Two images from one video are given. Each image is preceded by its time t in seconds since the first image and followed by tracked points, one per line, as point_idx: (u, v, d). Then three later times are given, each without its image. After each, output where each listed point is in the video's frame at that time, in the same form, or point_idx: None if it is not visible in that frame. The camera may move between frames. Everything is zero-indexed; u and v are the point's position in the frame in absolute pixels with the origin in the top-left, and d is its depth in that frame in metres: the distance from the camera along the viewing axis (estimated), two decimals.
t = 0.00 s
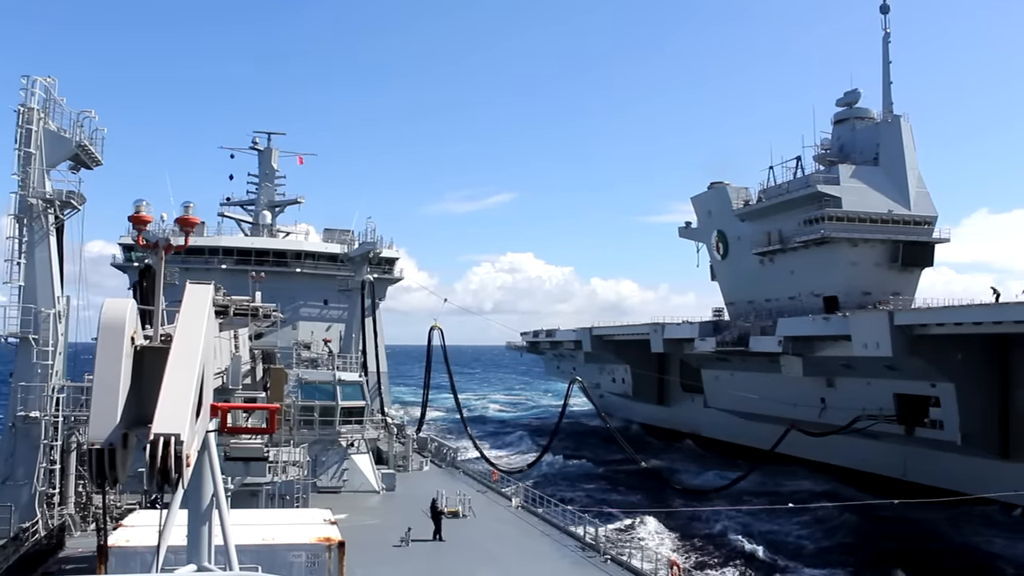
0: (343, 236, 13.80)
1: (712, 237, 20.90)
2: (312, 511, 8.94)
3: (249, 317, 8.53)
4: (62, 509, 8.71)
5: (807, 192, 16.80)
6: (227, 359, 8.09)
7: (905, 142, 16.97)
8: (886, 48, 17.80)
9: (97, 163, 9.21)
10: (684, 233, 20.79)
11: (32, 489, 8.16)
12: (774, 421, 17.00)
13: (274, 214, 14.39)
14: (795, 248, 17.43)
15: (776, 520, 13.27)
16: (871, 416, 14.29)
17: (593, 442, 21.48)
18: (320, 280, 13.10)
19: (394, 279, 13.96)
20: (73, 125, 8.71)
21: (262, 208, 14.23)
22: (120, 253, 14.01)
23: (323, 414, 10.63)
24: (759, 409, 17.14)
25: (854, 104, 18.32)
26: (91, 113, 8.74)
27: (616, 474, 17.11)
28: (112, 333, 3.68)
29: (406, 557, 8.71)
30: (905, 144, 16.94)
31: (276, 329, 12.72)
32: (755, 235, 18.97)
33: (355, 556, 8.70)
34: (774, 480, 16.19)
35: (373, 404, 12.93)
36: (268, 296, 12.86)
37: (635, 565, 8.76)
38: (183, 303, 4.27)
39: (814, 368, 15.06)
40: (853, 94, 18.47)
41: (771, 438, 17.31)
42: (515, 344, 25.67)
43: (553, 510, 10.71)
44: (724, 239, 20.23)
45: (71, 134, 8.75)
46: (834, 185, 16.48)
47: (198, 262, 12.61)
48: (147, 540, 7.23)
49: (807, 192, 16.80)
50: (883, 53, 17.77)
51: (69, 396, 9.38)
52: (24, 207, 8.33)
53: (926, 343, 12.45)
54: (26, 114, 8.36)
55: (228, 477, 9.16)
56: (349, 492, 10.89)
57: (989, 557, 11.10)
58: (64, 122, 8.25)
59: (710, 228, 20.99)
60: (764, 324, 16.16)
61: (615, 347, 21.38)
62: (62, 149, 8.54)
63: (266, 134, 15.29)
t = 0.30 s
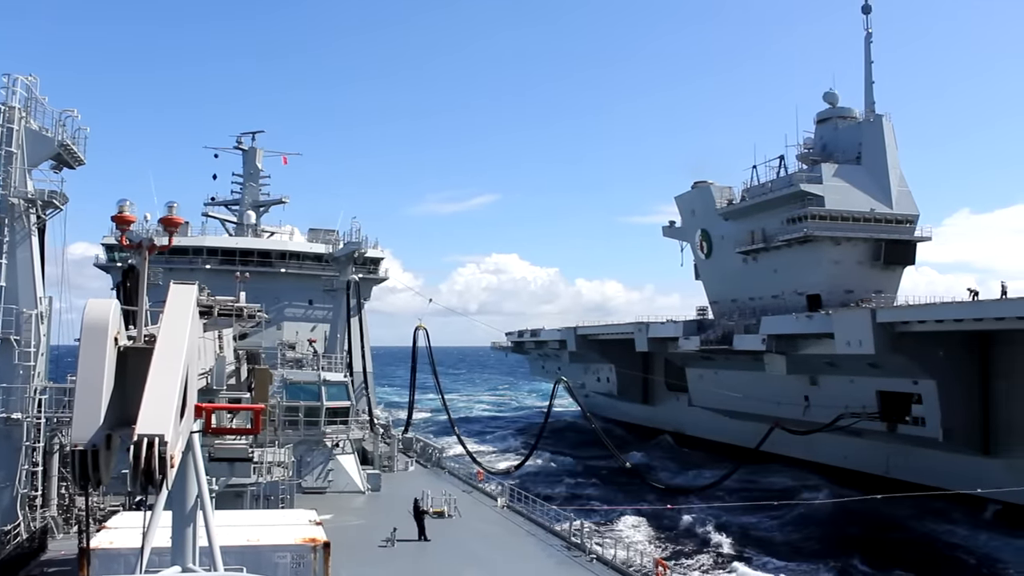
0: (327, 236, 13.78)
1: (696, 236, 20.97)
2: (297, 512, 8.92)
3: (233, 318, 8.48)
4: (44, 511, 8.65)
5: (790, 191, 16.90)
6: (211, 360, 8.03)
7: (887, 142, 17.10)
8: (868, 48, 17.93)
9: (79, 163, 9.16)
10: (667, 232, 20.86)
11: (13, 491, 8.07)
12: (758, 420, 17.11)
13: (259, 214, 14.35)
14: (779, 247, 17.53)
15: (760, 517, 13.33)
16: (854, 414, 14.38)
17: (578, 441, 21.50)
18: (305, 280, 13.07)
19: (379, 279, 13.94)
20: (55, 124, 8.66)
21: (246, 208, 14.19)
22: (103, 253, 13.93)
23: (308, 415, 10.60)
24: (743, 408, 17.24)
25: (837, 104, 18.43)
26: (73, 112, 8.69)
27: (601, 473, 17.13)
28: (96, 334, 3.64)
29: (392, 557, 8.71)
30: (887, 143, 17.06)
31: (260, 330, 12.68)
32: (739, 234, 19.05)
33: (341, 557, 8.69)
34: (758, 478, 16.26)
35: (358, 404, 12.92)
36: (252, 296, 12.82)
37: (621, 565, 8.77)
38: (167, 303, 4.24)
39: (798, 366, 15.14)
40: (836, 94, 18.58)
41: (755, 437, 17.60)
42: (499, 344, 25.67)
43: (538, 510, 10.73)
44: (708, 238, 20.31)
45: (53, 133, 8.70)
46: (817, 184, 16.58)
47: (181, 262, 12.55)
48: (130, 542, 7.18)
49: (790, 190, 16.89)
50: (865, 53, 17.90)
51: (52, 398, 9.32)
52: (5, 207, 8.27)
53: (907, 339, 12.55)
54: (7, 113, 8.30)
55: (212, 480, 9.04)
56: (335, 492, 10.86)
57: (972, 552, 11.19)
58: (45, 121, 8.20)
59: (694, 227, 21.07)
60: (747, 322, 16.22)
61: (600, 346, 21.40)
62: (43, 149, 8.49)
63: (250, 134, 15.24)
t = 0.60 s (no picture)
0: (310, 234, 13.74)
1: (678, 237, 21.05)
2: (278, 511, 8.88)
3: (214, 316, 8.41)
4: (20, 509, 8.56)
5: (771, 193, 17.00)
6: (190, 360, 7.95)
7: (868, 145, 17.23)
8: (848, 51, 18.06)
9: (60, 158, 9.09)
10: (649, 233, 20.92)
11: None
12: (738, 420, 17.21)
13: (241, 211, 14.28)
14: (760, 248, 17.63)
15: (740, 517, 13.37)
16: (833, 415, 14.46)
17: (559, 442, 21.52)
18: (287, 278, 13.01)
19: (361, 277, 13.91)
20: (35, 119, 8.59)
21: (229, 205, 14.12)
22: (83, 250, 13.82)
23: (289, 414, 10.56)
24: (723, 408, 17.32)
25: (818, 106, 18.55)
26: (53, 107, 8.62)
27: (582, 473, 17.14)
28: (73, 330, 3.61)
29: (372, 557, 8.69)
30: (868, 146, 17.19)
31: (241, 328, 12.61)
32: (720, 235, 19.14)
33: (321, 556, 8.67)
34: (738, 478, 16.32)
35: (339, 402, 12.89)
36: (234, 294, 12.76)
37: (601, 565, 8.77)
38: (147, 299, 4.20)
39: (778, 367, 15.22)
40: (817, 97, 18.70)
41: (735, 438, 17.72)
42: (482, 344, 25.66)
43: (519, 510, 10.72)
44: (690, 239, 20.39)
45: (33, 128, 8.62)
46: (798, 186, 16.67)
47: (162, 259, 12.47)
48: (108, 541, 7.13)
49: (771, 192, 17.00)
50: (846, 56, 18.02)
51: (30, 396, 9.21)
52: None
53: (887, 341, 12.64)
54: None
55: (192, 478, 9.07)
56: (315, 492, 10.82)
57: (949, 553, 11.28)
58: (26, 115, 8.13)
59: (677, 228, 21.13)
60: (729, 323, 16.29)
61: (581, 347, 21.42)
62: (23, 143, 8.42)
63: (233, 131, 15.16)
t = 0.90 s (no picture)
0: (290, 235, 13.68)
1: (658, 238, 21.12)
2: (258, 513, 8.83)
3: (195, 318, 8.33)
4: None
5: (750, 193, 17.10)
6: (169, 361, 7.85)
7: (846, 146, 17.36)
8: (827, 53, 18.18)
9: (36, 158, 9.01)
10: (630, 234, 20.97)
11: None
12: (718, 420, 17.31)
13: (221, 212, 14.21)
14: (740, 248, 17.72)
15: (722, 517, 13.41)
16: (813, 414, 14.55)
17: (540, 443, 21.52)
18: (267, 279, 12.95)
19: (342, 279, 13.87)
20: (12, 119, 8.50)
21: (209, 206, 14.04)
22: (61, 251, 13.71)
23: (269, 416, 10.50)
24: (704, 408, 17.39)
25: (797, 107, 18.66)
26: (30, 106, 8.53)
27: (563, 474, 17.15)
28: (49, 333, 3.53)
29: (352, 559, 8.65)
30: (846, 147, 17.31)
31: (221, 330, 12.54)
32: (700, 236, 19.22)
33: (302, 559, 8.61)
34: (718, 478, 16.38)
35: (320, 404, 12.84)
36: (213, 296, 12.68)
37: (582, 565, 8.75)
38: (125, 301, 4.13)
39: (758, 367, 15.29)
40: (797, 98, 18.82)
41: (716, 438, 17.80)
42: (463, 346, 25.63)
43: (501, 511, 10.70)
44: (670, 240, 20.47)
45: (10, 128, 8.54)
46: (778, 186, 16.76)
47: (142, 260, 12.39)
48: (86, 546, 7.05)
49: (750, 193, 17.10)
50: (824, 58, 18.15)
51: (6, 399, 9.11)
52: None
53: (865, 339, 12.73)
54: None
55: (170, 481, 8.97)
56: (296, 494, 10.77)
57: (927, 550, 11.38)
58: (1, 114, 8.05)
59: (657, 229, 21.21)
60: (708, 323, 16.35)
61: (562, 348, 21.42)
62: None
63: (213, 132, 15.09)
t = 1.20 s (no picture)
0: (272, 237, 13.64)
1: (641, 240, 21.18)
2: (240, 517, 8.79)
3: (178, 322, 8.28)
4: None
5: (732, 195, 17.18)
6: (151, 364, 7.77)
7: (827, 148, 17.50)
8: (808, 55, 18.30)
9: (15, 160, 8.93)
10: (613, 236, 21.02)
11: None
12: (702, 421, 17.39)
13: (203, 215, 14.14)
14: (722, 250, 17.80)
15: (705, 519, 13.44)
16: (796, 414, 14.64)
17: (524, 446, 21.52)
18: (249, 282, 12.90)
19: (325, 281, 13.83)
20: None
21: (190, 209, 13.97)
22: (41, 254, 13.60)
23: (252, 419, 10.44)
24: (688, 409, 17.44)
25: (778, 110, 18.77)
26: (9, 108, 8.46)
27: (546, 476, 17.15)
28: (29, 337, 3.48)
29: (336, 562, 8.61)
30: (827, 149, 17.42)
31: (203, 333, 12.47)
32: (683, 238, 19.29)
33: (285, 563, 8.57)
34: (701, 479, 16.43)
35: (304, 407, 12.80)
36: (196, 299, 12.61)
37: (567, 567, 8.74)
38: (106, 304, 4.08)
39: (741, 368, 15.34)
40: (779, 101, 18.92)
41: (699, 439, 17.88)
42: (446, 349, 25.58)
43: (485, 513, 10.69)
44: (653, 242, 20.54)
45: None
46: (759, 188, 16.85)
47: (123, 263, 12.32)
48: (67, 551, 6.98)
49: (732, 194, 17.18)
50: (805, 61, 18.28)
51: None
52: None
53: (848, 339, 12.80)
54: None
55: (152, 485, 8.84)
56: (279, 497, 10.73)
57: (910, 549, 11.46)
58: None
59: (640, 231, 21.27)
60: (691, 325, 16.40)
61: (546, 350, 21.42)
62: None
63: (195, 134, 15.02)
